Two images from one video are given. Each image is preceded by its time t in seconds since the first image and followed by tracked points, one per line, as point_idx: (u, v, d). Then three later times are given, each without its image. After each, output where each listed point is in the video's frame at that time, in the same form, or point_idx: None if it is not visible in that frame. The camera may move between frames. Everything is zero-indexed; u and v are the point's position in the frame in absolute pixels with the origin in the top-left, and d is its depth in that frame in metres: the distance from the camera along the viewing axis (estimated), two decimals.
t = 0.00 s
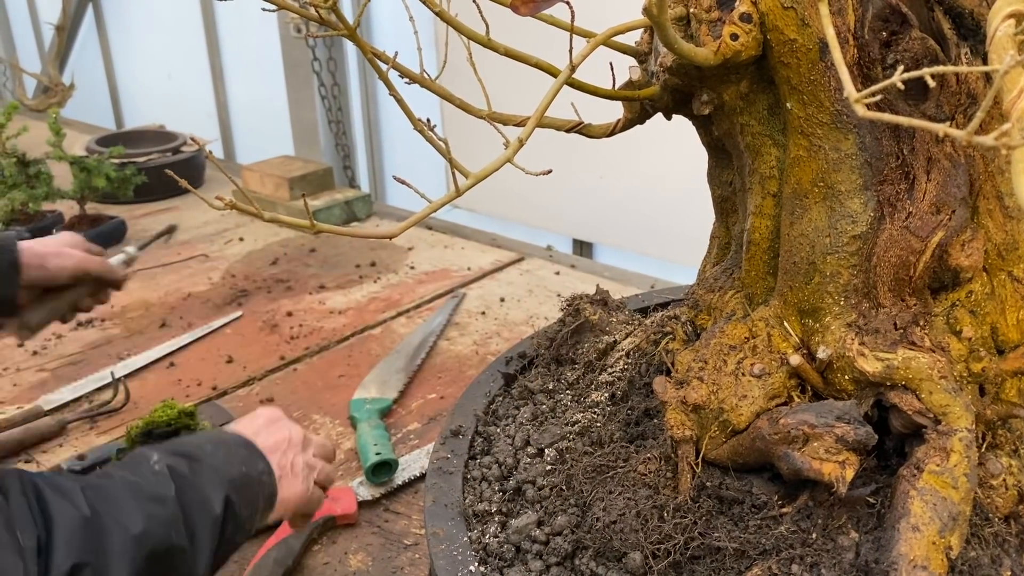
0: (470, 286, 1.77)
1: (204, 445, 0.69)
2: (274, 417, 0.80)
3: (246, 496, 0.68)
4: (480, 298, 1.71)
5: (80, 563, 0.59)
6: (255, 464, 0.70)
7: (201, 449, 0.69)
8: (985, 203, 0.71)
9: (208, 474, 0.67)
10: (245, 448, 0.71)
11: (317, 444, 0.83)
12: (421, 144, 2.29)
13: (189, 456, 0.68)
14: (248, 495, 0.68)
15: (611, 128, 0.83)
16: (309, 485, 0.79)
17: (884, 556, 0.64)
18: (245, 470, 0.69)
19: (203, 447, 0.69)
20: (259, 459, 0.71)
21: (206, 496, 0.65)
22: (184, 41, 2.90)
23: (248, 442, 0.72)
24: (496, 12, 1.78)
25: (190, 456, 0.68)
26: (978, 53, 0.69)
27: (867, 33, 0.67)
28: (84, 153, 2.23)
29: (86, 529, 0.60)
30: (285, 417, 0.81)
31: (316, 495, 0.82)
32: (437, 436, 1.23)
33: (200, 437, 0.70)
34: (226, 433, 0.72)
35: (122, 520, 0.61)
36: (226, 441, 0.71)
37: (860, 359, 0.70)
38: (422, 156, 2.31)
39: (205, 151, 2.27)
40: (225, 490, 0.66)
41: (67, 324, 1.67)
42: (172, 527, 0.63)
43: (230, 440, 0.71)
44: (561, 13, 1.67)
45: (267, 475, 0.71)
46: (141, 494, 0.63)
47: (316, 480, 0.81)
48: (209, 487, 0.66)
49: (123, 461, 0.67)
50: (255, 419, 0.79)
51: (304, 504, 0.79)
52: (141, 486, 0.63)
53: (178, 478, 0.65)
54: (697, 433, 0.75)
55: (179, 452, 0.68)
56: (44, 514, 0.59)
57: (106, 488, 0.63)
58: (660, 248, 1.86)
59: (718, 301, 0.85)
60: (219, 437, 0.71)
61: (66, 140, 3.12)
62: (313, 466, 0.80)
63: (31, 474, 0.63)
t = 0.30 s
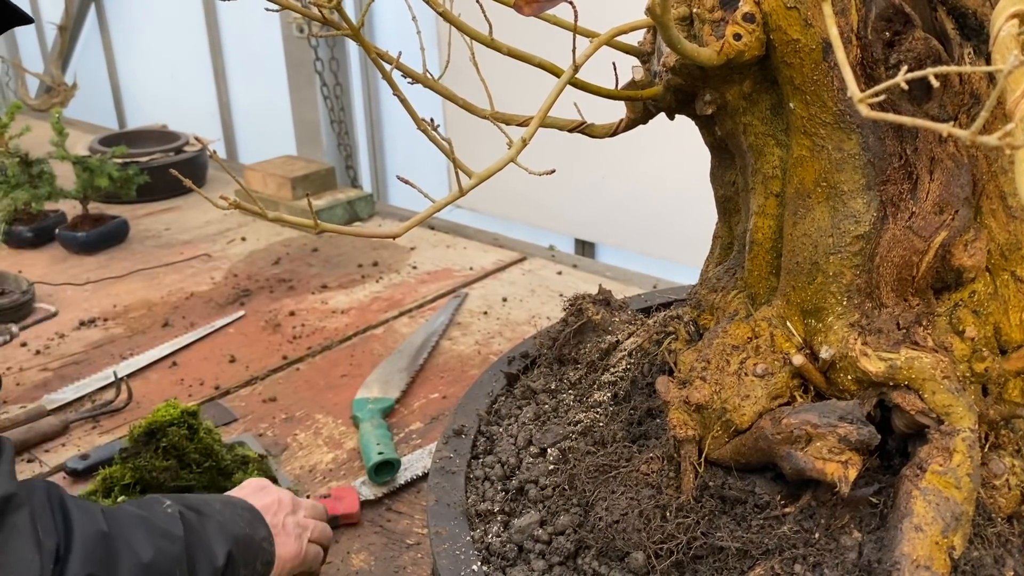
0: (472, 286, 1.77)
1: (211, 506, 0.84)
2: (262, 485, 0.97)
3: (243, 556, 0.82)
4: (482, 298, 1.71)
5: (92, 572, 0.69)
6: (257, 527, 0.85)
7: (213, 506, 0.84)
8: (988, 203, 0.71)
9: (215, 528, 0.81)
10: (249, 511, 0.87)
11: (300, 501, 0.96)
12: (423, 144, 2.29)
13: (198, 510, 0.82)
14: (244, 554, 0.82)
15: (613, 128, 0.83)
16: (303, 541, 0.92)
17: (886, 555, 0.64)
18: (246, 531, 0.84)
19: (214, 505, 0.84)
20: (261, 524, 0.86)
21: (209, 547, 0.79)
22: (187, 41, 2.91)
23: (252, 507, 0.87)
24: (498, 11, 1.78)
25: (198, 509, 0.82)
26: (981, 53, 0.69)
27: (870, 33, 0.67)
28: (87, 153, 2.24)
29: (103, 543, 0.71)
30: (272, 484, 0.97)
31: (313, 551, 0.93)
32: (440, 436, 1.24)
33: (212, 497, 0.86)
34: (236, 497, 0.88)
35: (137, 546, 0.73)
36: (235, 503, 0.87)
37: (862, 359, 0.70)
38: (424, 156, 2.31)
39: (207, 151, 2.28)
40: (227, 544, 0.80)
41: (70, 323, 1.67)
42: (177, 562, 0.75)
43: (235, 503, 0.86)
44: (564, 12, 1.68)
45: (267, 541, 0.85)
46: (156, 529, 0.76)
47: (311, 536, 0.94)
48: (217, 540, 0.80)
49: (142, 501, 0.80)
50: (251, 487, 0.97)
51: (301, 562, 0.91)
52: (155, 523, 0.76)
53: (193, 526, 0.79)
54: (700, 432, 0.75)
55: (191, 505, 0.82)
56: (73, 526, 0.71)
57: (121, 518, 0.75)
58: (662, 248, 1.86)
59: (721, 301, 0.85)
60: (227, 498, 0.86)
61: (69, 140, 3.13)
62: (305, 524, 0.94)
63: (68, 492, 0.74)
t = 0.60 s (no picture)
0: (473, 286, 1.77)
1: (216, 530, 0.87)
2: (256, 512, 1.00)
3: None
4: (484, 298, 1.71)
5: (118, 574, 0.72)
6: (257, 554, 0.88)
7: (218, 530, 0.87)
8: (992, 203, 0.71)
9: (221, 550, 0.84)
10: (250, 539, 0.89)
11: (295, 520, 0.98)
12: (425, 143, 2.29)
13: (205, 534, 0.85)
14: None
15: (615, 128, 0.83)
16: (300, 559, 0.93)
17: (889, 556, 0.64)
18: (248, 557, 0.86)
19: (219, 530, 0.87)
20: (263, 551, 0.88)
21: (214, 568, 0.81)
22: (188, 41, 2.91)
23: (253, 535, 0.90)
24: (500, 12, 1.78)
25: (205, 533, 0.85)
26: (985, 53, 0.69)
27: (873, 33, 0.67)
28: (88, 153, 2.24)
29: (129, 548, 0.74)
30: (268, 510, 1.00)
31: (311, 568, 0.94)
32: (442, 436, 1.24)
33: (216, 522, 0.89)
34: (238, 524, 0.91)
35: (155, 558, 0.76)
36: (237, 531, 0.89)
37: (865, 359, 0.70)
38: (426, 155, 2.31)
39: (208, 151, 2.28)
40: (230, 566, 0.83)
41: (72, 323, 1.67)
42: None
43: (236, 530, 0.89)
44: (565, 13, 1.68)
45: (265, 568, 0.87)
46: (172, 544, 0.79)
47: (308, 553, 0.95)
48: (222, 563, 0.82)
49: (155, 518, 0.83)
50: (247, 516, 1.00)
51: None
52: (171, 538, 0.79)
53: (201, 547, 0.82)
54: (703, 433, 0.75)
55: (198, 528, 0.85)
56: (101, 530, 0.74)
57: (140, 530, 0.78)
58: (663, 248, 1.86)
59: (724, 301, 0.85)
60: (231, 524, 0.89)
61: (71, 139, 3.13)
62: (301, 542, 0.95)
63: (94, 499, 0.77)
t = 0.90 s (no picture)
0: (474, 285, 1.77)
1: (225, 526, 0.85)
2: (270, 501, 0.96)
3: None
4: (484, 297, 1.71)
5: None
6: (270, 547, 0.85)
7: (227, 525, 0.85)
8: (993, 202, 0.71)
9: (230, 547, 0.82)
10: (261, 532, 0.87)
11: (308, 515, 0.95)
12: (425, 143, 2.29)
13: (215, 530, 0.84)
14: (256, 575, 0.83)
15: (616, 127, 0.83)
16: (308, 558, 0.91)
17: (891, 556, 0.64)
18: (260, 551, 0.84)
19: (228, 525, 0.85)
20: (274, 545, 0.85)
21: (223, 567, 0.80)
22: (188, 40, 2.90)
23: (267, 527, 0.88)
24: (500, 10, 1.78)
25: (215, 530, 0.84)
26: (987, 51, 0.69)
27: (874, 31, 0.67)
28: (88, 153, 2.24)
29: (135, 555, 0.73)
30: (281, 499, 0.96)
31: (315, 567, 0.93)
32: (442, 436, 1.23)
33: (226, 516, 0.87)
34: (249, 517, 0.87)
35: (161, 561, 0.75)
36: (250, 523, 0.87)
37: (867, 359, 0.69)
38: (426, 155, 2.31)
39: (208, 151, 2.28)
40: (241, 564, 0.82)
41: (72, 323, 1.67)
42: None
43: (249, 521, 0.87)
44: (565, 11, 1.68)
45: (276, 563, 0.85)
46: (179, 546, 0.78)
47: (316, 553, 0.93)
48: (231, 561, 0.81)
49: (164, 517, 0.82)
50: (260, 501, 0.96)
51: None
52: (179, 540, 0.78)
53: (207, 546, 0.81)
54: (703, 433, 0.75)
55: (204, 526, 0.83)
56: (107, 536, 0.73)
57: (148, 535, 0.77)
58: (664, 248, 1.86)
59: (724, 300, 0.84)
60: (243, 517, 0.87)
61: (70, 139, 3.13)
62: (311, 539, 0.93)
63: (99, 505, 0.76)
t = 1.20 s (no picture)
0: (472, 285, 1.77)
1: (222, 513, 0.85)
2: (271, 481, 0.98)
3: (254, 562, 0.84)
4: (482, 297, 1.71)
5: None
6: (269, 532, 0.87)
7: (224, 513, 0.85)
8: (990, 201, 0.71)
9: (229, 535, 0.83)
10: (259, 517, 0.88)
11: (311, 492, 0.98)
12: (423, 142, 2.29)
13: (210, 519, 0.83)
14: (255, 560, 0.84)
15: (613, 126, 0.82)
16: (314, 533, 0.93)
17: (888, 556, 0.64)
18: (258, 538, 0.85)
19: (225, 513, 0.85)
20: (274, 529, 0.87)
21: (221, 554, 0.80)
22: (186, 40, 2.90)
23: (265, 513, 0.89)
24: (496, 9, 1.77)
25: (211, 518, 0.84)
26: (983, 50, 0.68)
27: (870, 30, 0.67)
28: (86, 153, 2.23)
29: (128, 555, 0.73)
30: (283, 480, 0.98)
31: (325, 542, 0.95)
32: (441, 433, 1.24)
33: (222, 503, 0.87)
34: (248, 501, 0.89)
35: (155, 557, 0.75)
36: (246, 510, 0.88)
37: (863, 358, 0.69)
38: (425, 155, 2.31)
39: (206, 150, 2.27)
40: (239, 549, 0.82)
41: (70, 323, 1.67)
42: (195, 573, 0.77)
43: (245, 508, 0.88)
44: (561, 11, 1.68)
45: (278, 546, 0.86)
46: (175, 538, 0.77)
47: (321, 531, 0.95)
48: (230, 549, 0.81)
49: (158, 508, 0.82)
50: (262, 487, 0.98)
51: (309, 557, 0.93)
52: (173, 532, 0.78)
53: (206, 535, 0.81)
54: (700, 432, 0.74)
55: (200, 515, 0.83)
56: (98, 537, 0.73)
57: (144, 529, 0.77)
58: (661, 247, 1.85)
59: (721, 299, 0.84)
60: (239, 504, 0.88)
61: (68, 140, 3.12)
62: (316, 516, 0.96)
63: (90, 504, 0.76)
